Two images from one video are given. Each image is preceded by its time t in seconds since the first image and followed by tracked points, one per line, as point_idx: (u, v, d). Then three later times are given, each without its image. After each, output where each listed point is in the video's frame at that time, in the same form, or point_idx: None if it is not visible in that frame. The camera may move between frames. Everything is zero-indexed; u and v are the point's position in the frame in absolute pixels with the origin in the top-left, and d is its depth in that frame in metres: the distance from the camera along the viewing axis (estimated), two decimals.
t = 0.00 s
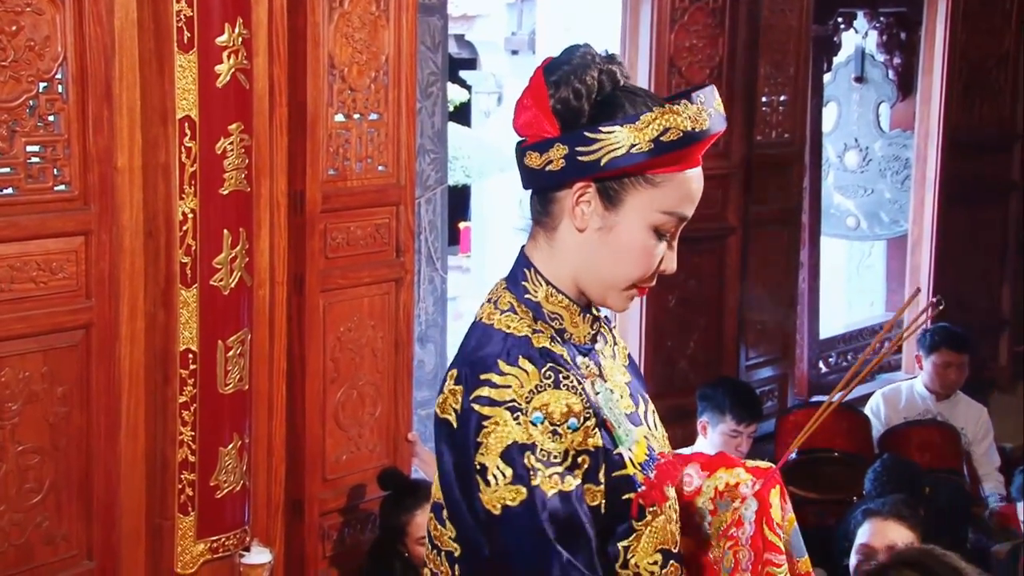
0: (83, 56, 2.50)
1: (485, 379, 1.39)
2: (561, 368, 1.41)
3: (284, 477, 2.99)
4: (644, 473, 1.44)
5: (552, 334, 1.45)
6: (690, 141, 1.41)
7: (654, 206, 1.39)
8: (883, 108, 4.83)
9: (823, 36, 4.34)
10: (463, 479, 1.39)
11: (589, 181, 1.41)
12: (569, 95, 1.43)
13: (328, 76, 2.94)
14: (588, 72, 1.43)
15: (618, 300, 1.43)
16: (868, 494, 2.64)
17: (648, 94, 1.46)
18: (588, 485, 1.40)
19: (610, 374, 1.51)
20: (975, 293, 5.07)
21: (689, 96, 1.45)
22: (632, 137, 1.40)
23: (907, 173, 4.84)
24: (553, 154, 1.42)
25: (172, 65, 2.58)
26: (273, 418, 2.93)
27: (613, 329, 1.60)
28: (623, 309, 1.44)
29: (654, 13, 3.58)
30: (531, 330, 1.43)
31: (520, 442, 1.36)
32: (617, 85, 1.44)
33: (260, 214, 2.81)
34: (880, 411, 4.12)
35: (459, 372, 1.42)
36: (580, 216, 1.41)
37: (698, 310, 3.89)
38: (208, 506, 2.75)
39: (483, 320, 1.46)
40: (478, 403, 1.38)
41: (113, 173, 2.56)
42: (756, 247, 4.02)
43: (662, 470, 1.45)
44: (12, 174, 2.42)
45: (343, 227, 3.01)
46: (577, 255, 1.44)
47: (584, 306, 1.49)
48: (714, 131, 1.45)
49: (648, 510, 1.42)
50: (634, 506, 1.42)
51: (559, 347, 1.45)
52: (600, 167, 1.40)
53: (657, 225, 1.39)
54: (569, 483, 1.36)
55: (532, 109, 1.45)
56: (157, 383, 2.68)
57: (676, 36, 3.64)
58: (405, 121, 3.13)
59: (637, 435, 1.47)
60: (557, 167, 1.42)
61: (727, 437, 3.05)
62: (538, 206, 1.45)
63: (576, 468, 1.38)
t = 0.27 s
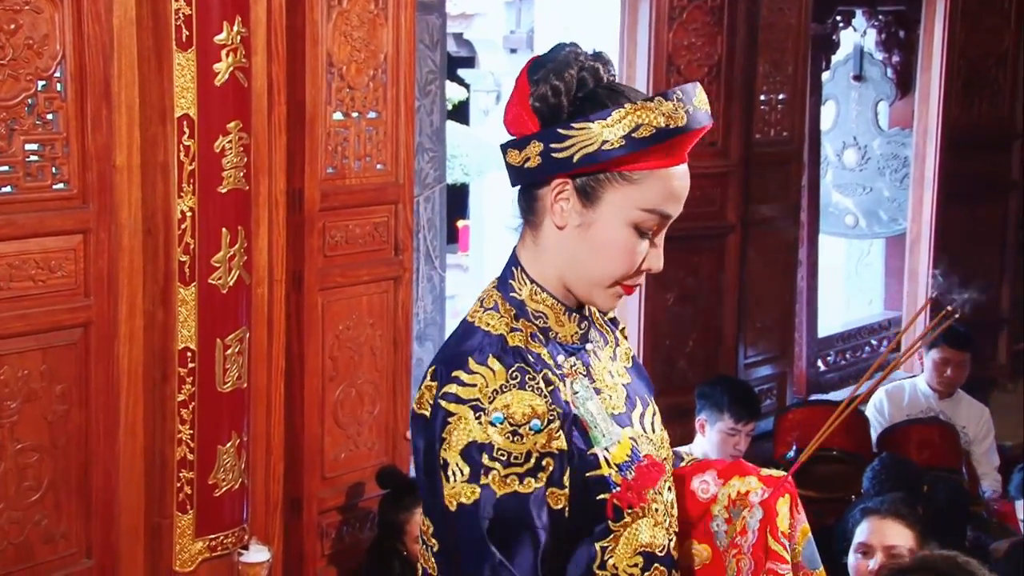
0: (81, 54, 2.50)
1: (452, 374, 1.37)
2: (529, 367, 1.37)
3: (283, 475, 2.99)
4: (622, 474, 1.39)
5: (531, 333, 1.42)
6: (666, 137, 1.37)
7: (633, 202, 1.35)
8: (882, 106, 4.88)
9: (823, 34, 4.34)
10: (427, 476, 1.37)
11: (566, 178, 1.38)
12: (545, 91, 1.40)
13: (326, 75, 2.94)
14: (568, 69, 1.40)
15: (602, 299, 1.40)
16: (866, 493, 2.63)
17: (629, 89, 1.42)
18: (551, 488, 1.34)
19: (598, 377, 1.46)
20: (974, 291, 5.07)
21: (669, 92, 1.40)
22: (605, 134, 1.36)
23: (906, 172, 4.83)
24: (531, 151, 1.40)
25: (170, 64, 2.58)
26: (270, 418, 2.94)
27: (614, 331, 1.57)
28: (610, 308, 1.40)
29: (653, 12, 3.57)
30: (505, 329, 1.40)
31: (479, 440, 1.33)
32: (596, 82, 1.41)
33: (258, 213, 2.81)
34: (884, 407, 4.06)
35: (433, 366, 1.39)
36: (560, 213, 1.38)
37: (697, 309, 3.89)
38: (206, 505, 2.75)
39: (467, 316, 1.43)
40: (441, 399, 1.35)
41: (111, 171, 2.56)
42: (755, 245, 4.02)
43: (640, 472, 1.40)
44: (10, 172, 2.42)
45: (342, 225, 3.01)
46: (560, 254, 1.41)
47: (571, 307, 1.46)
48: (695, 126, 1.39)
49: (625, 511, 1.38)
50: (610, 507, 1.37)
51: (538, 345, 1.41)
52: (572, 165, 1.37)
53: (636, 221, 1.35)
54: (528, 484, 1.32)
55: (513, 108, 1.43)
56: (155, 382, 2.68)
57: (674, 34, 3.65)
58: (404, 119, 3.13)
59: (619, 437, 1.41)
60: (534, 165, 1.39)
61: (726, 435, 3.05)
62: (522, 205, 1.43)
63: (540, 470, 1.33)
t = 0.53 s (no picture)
0: (80, 53, 2.50)
1: (428, 369, 1.37)
2: (505, 363, 1.36)
3: (282, 474, 2.98)
4: (606, 471, 1.36)
5: (516, 329, 1.40)
6: (639, 128, 1.36)
7: (613, 194, 1.35)
8: (881, 104, 4.89)
9: (821, 32, 4.34)
10: (411, 472, 1.38)
11: (545, 173, 1.38)
12: (522, 88, 1.40)
13: (326, 73, 2.94)
14: (545, 66, 1.40)
15: (589, 294, 1.38)
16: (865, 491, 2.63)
17: (607, 83, 1.41)
18: (522, 484, 1.32)
19: (590, 376, 1.43)
20: (973, 289, 5.07)
21: (645, 84, 1.39)
22: (577, 127, 1.36)
23: (904, 170, 4.84)
24: (509, 147, 1.40)
25: (169, 63, 2.58)
26: (270, 418, 2.94)
27: (614, 331, 1.54)
28: (598, 302, 1.39)
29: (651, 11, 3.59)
30: (484, 326, 1.39)
31: (450, 434, 1.32)
32: (574, 77, 1.41)
33: (258, 212, 2.81)
34: (888, 403, 4.04)
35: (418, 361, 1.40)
36: (542, 209, 1.38)
37: (696, 307, 3.89)
38: (205, 503, 2.74)
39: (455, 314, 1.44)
40: (418, 394, 1.36)
41: (110, 170, 2.56)
42: (754, 244, 4.02)
43: (626, 470, 1.38)
44: (9, 171, 2.42)
45: (340, 224, 3.01)
46: (544, 249, 1.40)
47: (560, 304, 1.44)
48: (671, 116, 1.38)
49: (609, 508, 1.36)
50: (593, 503, 1.35)
51: (523, 342, 1.40)
52: (547, 159, 1.37)
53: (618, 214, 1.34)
54: (496, 478, 1.31)
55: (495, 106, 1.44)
56: (154, 380, 2.68)
57: (673, 32, 3.65)
58: (403, 118, 3.13)
59: (606, 434, 1.38)
60: (511, 160, 1.39)
61: (725, 434, 3.05)
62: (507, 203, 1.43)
63: (511, 465, 1.32)
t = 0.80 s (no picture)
0: (79, 51, 2.49)
1: (411, 365, 1.33)
2: (487, 359, 1.31)
3: (281, 473, 2.99)
4: (593, 467, 1.31)
5: (504, 326, 1.35)
6: (612, 109, 1.31)
7: (593, 179, 1.30)
8: (879, 102, 4.83)
9: (821, 29, 4.33)
10: (398, 470, 1.34)
11: (522, 164, 1.33)
12: (495, 85, 1.35)
13: (324, 71, 2.94)
14: (514, 57, 1.35)
15: (580, 284, 1.33)
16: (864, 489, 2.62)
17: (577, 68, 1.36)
18: (502, 480, 1.26)
19: (580, 371, 1.37)
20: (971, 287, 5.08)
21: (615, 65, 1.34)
22: (550, 113, 1.31)
23: (903, 168, 4.85)
24: (485, 143, 1.36)
25: (168, 61, 2.58)
26: (269, 416, 2.94)
27: (613, 330, 1.48)
28: (593, 293, 1.34)
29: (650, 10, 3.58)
30: (468, 322, 1.34)
31: (429, 432, 1.28)
32: (545, 65, 1.36)
33: (257, 210, 2.81)
34: (892, 402, 4.04)
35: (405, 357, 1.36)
36: (523, 201, 1.33)
37: (695, 306, 3.89)
38: (204, 502, 2.75)
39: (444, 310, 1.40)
40: (401, 391, 1.31)
41: (109, 168, 2.55)
42: (753, 242, 4.03)
43: (616, 466, 1.32)
44: (8, 169, 2.42)
45: (338, 222, 3.00)
46: (531, 244, 1.35)
47: (549, 301, 1.39)
48: (645, 94, 1.33)
49: (598, 505, 1.30)
50: (581, 500, 1.30)
51: (510, 339, 1.34)
52: (522, 149, 1.33)
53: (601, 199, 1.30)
54: (473, 474, 1.26)
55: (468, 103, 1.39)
56: (153, 379, 2.68)
57: (672, 30, 3.65)
58: (402, 116, 3.13)
59: (595, 431, 1.33)
60: (489, 155, 1.35)
61: (724, 432, 3.05)
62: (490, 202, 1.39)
63: (489, 462, 1.26)
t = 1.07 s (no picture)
0: (77, 48, 2.49)
1: (403, 364, 1.32)
2: (478, 355, 1.31)
3: (279, 471, 2.99)
4: (585, 462, 1.31)
5: (495, 324, 1.35)
6: (574, 90, 1.31)
7: (567, 164, 1.30)
8: (878, 101, 4.84)
9: (821, 27, 4.31)
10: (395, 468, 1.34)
11: (496, 159, 1.34)
12: (459, 89, 1.36)
13: (322, 69, 2.94)
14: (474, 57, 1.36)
15: (572, 270, 1.32)
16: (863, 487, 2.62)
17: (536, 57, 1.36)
18: (499, 476, 1.26)
19: (574, 366, 1.37)
20: (970, 285, 5.08)
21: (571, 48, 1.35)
22: (513, 103, 1.32)
23: (902, 166, 4.81)
24: (457, 145, 1.37)
25: (166, 60, 2.58)
26: (268, 415, 2.94)
27: (611, 326, 1.47)
28: (587, 277, 1.33)
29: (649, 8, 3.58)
30: (460, 319, 1.34)
31: (423, 428, 1.27)
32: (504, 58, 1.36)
33: (255, 208, 2.81)
34: (893, 399, 4.04)
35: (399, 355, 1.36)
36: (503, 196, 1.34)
37: (693, 304, 3.89)
38: (203, 499, 2.76)
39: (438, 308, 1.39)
40: (395, 391, 1.31)
41: (107, 166, 2.55)
42: (752, 240, 4.03)
43: (607, 462, 1.32)
44: (6, 167, 2.41)
45: (337, 220, 3.01)
46: (517, 238, 1.35)
47: (542, 298, 1.38)
48: (604, 71, 1.33)
49: (591, 500, 1.30)
50: (572, 495, 1.30)
51: (502, 336, 1.34)
52: (492, 144, 1.33)
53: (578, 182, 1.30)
54: (469, 471, 1.26)
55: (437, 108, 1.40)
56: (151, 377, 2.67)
57: (670, 29, 3.65)
58: (400, 114, 3.13)
59: (589, 425, 1.33)
60: (462, 157, 1.36)
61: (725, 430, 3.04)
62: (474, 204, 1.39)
63: (484, 458, 1.26)
